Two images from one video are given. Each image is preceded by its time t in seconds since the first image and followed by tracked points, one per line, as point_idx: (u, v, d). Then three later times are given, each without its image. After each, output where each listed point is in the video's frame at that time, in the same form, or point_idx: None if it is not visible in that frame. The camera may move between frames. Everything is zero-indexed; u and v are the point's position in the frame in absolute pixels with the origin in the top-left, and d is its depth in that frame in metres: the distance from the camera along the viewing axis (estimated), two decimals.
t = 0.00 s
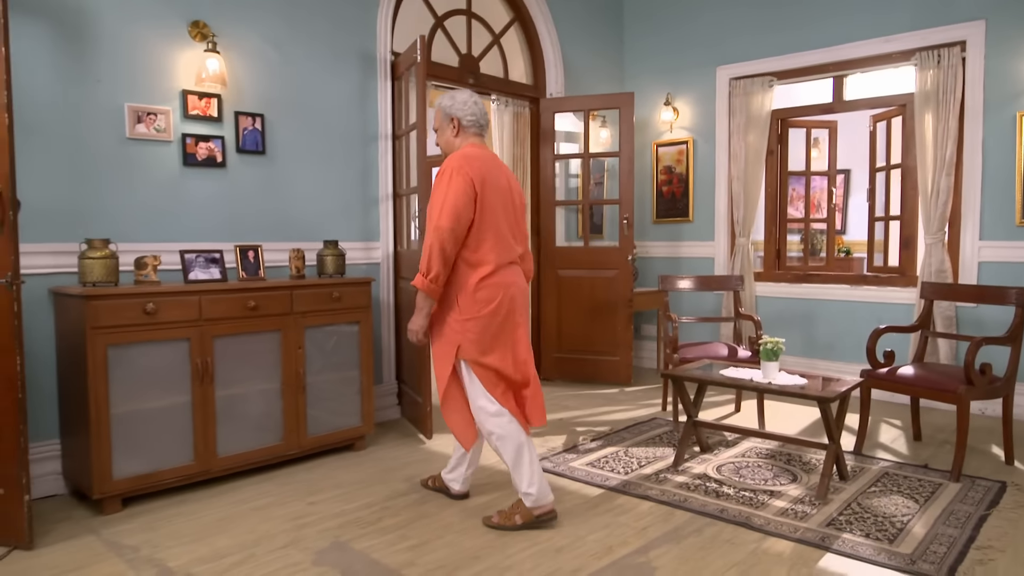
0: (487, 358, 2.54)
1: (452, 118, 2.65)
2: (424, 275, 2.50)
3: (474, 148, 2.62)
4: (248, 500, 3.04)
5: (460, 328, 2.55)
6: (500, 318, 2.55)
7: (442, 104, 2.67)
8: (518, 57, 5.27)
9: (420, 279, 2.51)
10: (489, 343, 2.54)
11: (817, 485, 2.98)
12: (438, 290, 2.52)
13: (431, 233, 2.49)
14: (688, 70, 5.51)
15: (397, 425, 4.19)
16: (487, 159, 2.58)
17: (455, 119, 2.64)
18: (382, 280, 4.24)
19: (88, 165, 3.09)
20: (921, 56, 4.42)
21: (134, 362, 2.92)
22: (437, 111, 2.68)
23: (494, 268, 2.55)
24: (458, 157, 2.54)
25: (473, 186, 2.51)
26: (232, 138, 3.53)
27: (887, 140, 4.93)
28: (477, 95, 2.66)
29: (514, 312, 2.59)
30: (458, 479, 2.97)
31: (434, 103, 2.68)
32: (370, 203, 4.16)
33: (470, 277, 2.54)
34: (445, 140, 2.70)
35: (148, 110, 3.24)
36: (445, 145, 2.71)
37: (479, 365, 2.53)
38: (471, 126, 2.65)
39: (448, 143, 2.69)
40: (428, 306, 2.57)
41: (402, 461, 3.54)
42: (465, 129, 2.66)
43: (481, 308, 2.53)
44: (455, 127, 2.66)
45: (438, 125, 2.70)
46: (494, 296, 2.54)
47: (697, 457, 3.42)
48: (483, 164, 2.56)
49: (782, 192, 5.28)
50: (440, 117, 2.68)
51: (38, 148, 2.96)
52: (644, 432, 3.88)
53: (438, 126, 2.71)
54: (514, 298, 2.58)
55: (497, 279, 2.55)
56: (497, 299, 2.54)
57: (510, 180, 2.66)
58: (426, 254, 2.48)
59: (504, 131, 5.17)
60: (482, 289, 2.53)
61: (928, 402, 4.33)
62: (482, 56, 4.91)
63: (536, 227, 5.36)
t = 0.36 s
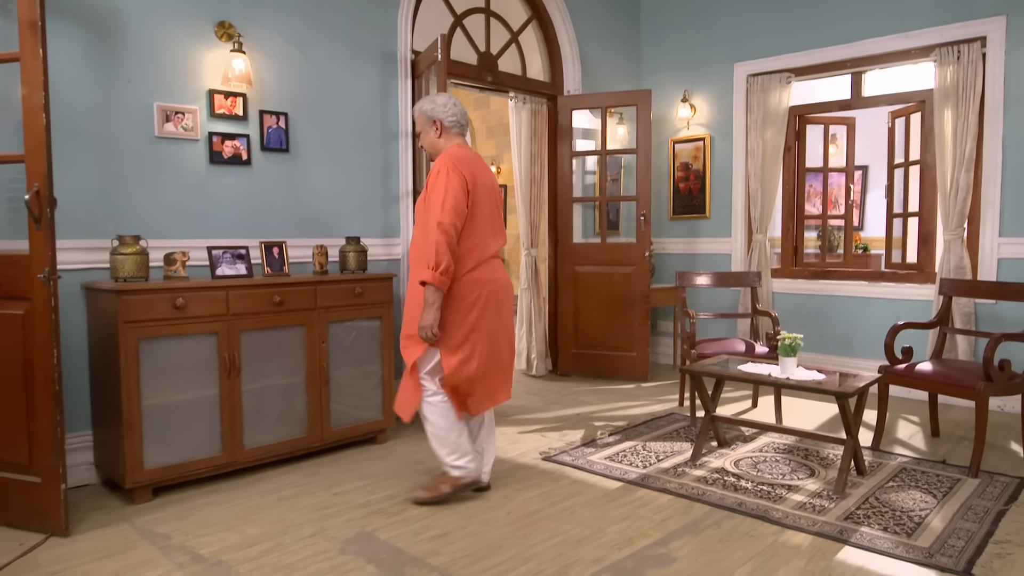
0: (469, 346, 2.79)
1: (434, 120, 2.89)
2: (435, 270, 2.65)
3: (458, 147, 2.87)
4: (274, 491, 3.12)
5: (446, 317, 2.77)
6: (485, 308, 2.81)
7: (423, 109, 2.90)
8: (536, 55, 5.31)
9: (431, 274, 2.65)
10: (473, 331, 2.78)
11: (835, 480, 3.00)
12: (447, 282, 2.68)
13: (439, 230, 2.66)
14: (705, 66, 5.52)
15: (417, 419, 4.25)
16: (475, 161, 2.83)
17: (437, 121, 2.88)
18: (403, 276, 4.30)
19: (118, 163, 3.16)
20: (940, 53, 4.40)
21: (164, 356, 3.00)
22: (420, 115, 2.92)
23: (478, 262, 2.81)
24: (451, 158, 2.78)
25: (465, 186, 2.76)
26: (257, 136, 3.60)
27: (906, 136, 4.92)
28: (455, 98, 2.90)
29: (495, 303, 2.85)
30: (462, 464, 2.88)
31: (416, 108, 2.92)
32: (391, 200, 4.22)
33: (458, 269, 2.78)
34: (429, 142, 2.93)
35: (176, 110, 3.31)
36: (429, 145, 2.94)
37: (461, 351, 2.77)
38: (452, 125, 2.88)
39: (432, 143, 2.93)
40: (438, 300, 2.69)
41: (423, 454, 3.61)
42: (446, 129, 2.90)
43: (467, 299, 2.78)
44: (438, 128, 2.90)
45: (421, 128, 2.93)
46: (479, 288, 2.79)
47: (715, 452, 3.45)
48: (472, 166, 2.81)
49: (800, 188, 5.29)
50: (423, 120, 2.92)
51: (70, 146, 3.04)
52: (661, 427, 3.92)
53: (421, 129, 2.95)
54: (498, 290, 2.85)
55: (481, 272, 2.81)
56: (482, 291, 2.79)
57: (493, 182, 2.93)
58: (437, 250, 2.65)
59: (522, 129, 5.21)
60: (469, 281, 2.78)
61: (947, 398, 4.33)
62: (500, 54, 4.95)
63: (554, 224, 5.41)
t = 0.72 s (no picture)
0: (429, 343, 2.91)
1: (397, 123, 2.97)
2: (390, 275, 2.78)
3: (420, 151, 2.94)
4: (287, 483, 3.17)
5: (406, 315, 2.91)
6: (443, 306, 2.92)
7: (387, 112, 2.98)
8: (542, 52, 5.34)
9: (386, 279, 2.78)
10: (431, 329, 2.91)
11: (840, 473, 3.04)
12: (402, 286, 2.82)
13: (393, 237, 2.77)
14: (710, 64, 5.55)
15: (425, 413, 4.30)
16: (434, 165, 2.90)
17: (400, 123, 2.96)
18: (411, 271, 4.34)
19: (133, 160, 3.21)
20: (945, 49, 4.44)
21: (178, 350, 3.05)
22: (383, 118, 3.00)
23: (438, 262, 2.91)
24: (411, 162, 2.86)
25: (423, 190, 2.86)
26: (268, 133, 3.64)
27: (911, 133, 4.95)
28: (417, 100, 2.99)
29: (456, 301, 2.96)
30: (394, 457, 3.13)
31: (380, 111, 3.01)
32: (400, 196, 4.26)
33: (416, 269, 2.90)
34: (394, 144, 3.00)
35: (189, 107, 3.36)
36: (393, 148, 3.02)
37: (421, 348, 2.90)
38: (415, 128, 2.97)
39: (396, 146, 3.00)
40: (394, 302, 2.83)
41: (432, 447, 3.65)
42: (409, 131, 2.98)
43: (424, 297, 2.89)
44: (401, 130, 2.98)
45: (384, 131, 3.02)
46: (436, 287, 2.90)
47: (721, 446, 3.50)
48: (432, 170, 2.89)
49: (805, 185, 5.32)
50: (387, 124, 2.99)
51: (86, 144, 3.09)
52: (667, 421, 3.96)
53: (385, 132, 3.03)
54: (457, 291, 2.95)
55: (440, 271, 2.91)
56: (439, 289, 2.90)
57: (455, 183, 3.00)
58: (391, 256, 2.77)
59: (528, 126, 5.25)
60: (426, 280, 2.89)
61: (950, 394, 4.36)
62: (507, 51, 4.98)
63: (560, 221, 5.45)
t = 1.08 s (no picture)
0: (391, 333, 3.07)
1: (364, 122, 3.17)
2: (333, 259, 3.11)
3: (387, 147, 3.13)
4: (297, 475, 3.21)
5: (373, 306, 3.09)
6: (410, 297, 3.07)
7: (354, 113, 3.19)
8: (547, 49, 5.37)
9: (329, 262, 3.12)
10: (400, 320, 3.06)
11: (843, 465, 3.09)
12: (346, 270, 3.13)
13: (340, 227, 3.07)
14: (714, 60, 5.58)
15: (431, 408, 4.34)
16: (396, 163, 3.07)
17: (367, 122, 3.16)
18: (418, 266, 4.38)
19: (143, 157, 3.25)
20: (948, 46, 4.46)
21: (190, 345, 3.09)
22: (351, 120, 3.20)
23: (404, 255, 3.06)
24: (374, 161, 3.05)
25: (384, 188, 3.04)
26: (277, 130, 3.68)
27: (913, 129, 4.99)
28: (380, 97, 3.18)
29: (422, 294, 3.10)
30: (402, 451, 3.20)
31: (348, 113, 3.21)
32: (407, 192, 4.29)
33: (382, 263, 3.07)
34: (364, 142, 3.21)
35: (200, 105, 3.39)
36: (364, 145, 3.23)
37: (389, 337, 3.06)
38: (381, 124, 3.17)
39: (367, 143, 3.21)
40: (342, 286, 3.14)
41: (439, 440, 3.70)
42: (377, 127, 3.18)
43: (390, 288, 3.05)
44: (369, 129, 3.18)
45: (354, 131, 3.23)
46: (402, 280, 3.05)
47: (725, 439, 3.54)
48: (397, 167, 3.06)
49: (808, 181, 5.35)
50: (355, 124, 3.20)
51: (98, 140, 3.12)
52: (671, 415, 4.00)
53: (356, 132, 3.23)
54: (411, 284, 3.07)
55: (407, 264, 3.06)
56: (406, 281, 3.04)
57: (424, 181, 3.15)
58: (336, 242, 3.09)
59: (533, 122, 5.30)
60: (390, 273, 3.05)
61: (952, 388, 4.41)
62: (512, 48, 5.02)
63: (564, 216, 5.49)
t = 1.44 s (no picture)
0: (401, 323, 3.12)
1: (365, 121, 3.21)
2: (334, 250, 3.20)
3: (388, 144, 3.18)
4: (311, 467, 3.25)
5: (379, 299, 3.13)
6: (416, 289, 3.13)
7: (354, 113, 3.23)
8: (556, 45, 5.39)
9: (331, 253, 3.20)
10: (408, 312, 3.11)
11: (852, 459, 3.11)
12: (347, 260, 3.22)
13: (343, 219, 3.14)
14: (723, 55, 5.58)
15: (442, 401, 4.38)
16: (399, 158, 3.13)
17: (367, 121, 3.20)
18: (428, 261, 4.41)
19: (159, 153, 3.29)
20: (959, 41, 4.45)
21: (206, 338, 3.13)
22: (352, 119, 3.25)
23: (410, 247, 3.12)
24: (378, 156, 3.10)
25: (388, 182, 3.10)
26: (290, 126, 3.72)
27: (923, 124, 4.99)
28: (378, 97, 3.22)
29: (427, 285, 3.17)
30: (415, 440, 3.24)
31: (348, 113, 3.25)
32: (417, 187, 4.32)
33: (387, 255, 3.12)
34: (365, 141, 3.26)
35: (214, 101, 3.43)
36: (365, 144, 3.28)
37: (398, 329, 3.11)
38: (381, 122, 3.21)
39: (368, 142, 3.26)
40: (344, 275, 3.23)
41: (451, 433, 3.74)
42: (377, 126, 3.22)
43: (397, 280, 3.10)
44: (370, 127, 3.22)
45: (354, 131, 3.27)
46: (409, 272, 3.11)
47: (734, 433, 3.57)
48: (400, 163, 3.12)
49: (817, 176, 5.35)
50: (356, 123, 3.24)
51: (115, 136, 3.16)
52: (680, 409, 4.03)
53: (356, 132, 3.27)
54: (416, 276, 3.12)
55: (412, 256, 3.12)
56: (412, 273, 3.10)
57: (425, 176, 3.22)
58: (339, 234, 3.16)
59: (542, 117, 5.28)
60: (397, 265, 3.10)
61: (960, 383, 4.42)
62: (522, 44, 5.04)
63: (573, 212, 5.51)
